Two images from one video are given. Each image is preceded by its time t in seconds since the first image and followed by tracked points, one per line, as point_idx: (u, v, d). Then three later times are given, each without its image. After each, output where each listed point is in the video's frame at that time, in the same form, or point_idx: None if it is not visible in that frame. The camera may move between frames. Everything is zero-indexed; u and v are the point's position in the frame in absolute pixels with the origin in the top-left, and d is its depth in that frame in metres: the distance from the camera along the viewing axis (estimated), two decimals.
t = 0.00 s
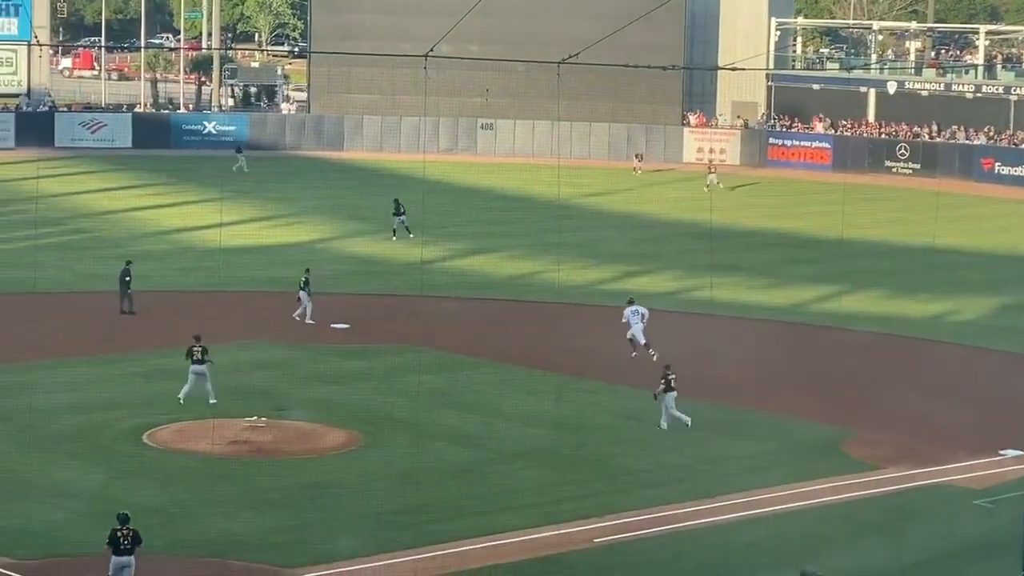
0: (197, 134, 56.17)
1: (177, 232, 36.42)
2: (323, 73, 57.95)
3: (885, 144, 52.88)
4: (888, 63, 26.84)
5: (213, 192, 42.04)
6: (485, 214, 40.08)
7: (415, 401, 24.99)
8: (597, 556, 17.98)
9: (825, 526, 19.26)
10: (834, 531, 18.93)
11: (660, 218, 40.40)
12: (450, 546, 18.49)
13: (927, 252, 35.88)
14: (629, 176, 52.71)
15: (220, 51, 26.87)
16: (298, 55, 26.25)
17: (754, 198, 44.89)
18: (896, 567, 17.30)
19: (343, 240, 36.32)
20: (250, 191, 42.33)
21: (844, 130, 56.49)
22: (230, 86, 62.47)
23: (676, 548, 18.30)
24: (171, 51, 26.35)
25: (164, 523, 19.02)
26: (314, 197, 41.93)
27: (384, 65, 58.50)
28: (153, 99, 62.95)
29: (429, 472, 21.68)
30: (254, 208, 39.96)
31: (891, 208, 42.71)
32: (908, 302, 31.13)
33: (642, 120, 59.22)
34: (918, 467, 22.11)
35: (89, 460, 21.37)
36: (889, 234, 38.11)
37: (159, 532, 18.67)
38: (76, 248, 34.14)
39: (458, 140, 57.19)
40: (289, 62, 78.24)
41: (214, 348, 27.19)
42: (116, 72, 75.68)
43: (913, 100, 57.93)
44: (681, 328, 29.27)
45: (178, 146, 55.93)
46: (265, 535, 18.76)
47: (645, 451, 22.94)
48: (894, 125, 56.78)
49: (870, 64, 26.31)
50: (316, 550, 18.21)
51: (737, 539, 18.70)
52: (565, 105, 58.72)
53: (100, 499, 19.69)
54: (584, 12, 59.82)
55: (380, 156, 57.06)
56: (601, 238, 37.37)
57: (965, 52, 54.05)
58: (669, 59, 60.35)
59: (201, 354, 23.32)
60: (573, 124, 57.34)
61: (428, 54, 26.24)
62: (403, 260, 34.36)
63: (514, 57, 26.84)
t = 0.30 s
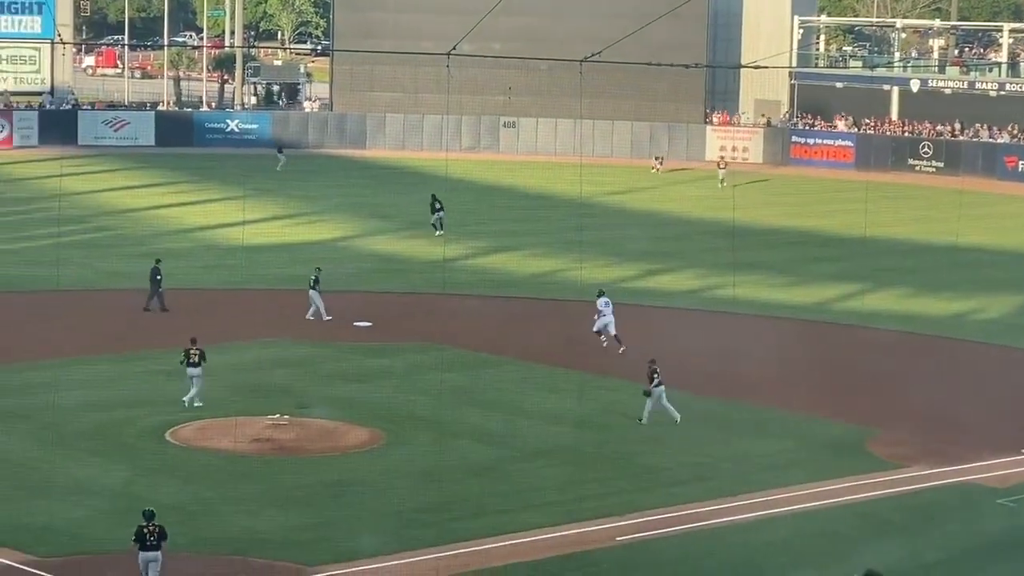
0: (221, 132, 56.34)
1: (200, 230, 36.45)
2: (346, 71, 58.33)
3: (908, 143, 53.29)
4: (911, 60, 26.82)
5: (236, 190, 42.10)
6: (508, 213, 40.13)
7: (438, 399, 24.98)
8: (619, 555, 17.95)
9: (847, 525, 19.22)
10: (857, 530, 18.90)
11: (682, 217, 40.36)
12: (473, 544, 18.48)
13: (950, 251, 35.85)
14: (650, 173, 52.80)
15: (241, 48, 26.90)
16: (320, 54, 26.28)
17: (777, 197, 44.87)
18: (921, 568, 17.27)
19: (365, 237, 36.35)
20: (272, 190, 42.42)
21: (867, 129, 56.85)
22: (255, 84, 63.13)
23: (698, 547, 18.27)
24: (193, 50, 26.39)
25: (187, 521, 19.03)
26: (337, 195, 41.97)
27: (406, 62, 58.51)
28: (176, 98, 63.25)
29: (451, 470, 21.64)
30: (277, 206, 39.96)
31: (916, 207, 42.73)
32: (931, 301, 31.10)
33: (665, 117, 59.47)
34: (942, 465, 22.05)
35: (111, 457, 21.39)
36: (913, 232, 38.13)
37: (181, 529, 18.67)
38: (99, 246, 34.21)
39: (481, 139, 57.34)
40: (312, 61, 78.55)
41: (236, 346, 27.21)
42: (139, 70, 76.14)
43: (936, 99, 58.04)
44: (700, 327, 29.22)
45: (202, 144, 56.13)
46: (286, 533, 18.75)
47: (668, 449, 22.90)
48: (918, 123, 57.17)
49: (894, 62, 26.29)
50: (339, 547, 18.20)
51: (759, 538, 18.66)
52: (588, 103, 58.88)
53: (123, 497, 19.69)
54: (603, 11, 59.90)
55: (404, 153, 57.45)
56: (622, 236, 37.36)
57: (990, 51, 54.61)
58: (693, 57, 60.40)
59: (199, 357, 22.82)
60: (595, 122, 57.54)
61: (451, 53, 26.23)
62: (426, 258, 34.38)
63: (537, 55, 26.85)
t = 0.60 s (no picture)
0: (241, 131, 56.27)
1: (220, 229, 36.48)
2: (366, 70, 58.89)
3: (929, 142, 53.31)
4: (932, 59, 26.74)
5: (256, 189, 42.14)
6: (528, 212, 40.15)
7: (459, 397, 24.96)
8: (640, 554, 17.94)
9: (869, 524, 19.18)
10: (878, 529, 18.87)
11: (702, 215, 40.37)
12: (495, 542, 18.46)
13: (970, 250, 35.82)
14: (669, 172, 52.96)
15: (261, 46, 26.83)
16: (342, 51, 26.24)
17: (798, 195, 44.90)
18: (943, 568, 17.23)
19: (386, 236, 36.37)
20: (293, 188, 42.47)
21: (889, 127, 57.14)
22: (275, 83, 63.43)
23: (720, 546, 18.24)
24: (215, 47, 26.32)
25: (209, 518, 19.03)
26: (357, 193, 42.02)
27: (426, 61, 59.11)
28: (196, 96, 63.54)
29: (472, 468, 21.61)
30: (297, 205, 40.01)
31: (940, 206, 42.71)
32: (950, 300, 31.07)
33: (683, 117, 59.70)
34: (963, 464, 22.02)
35: (133, 455, 21.40)
36: (934, 231, 38.12)
37: (203, 527, 18.67)
38: (119, 245, 34.27)
39: (502, 137, 57.70)
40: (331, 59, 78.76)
41: (258, 344, 27.23)
42: (159, 69, 76.41)
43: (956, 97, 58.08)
44: (719, 326, 29.20)
45: (223, 143, 56.01)
46: (308, 531, 18.74)
47: (689, 447, 22.87)
48: (940, 122, 57.34)
49: (915, 61, 26.23)
50: (360, 545, 18.19)
51: (780, 537, 18.63)
52: (608, 102, 59.09)
53: (145, 494, 19.70)
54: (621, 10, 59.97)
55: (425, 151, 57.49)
56: (641, 235, 37.37)
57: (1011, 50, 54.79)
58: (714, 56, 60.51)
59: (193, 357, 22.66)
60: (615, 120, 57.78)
61: (472, 51, 26.09)
62: (447, 256, 34.40)
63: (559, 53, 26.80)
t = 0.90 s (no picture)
0: (260, 130, 56.63)
1: (239, 228, 36.49)
2: (385, 69, 58.31)
3: (949, 141, 53.26)
4: (951, 58, 26.54)
5: (275, 187, 42.17)
6: (547, 211, 40.16)
7: (477, 396, 24.94)
8: (657, 553, 17.91)
9: (886, 523, 19.13)
10: (896, 529, 18.83)
11: (721, 215, 40.35)
12: (513, 540, 18.45)
13: (989, 249, 35.76)
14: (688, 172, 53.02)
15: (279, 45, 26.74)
16: (360, 50, 26.13)
17: (817, 194, 44.85)
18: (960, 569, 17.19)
19: (404, 235, 36.40)
20: (311, 187, 42.50)
21: (908, 125, 57.21)
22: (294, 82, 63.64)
23: (737, 545, 18.21)
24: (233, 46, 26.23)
25: (227, 517, 19.03)
26: (376, 192, 42.05)
27: (448, 60, 58.25)
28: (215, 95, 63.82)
29: (490, 467, 21.59)
30: (316, 204, 40.04)
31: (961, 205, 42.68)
32: (967, 299, 31.03)
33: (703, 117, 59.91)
34: (981, 464, 21.97)
35: (152, 453, 21.41)
36: (953, 230, 38.09)
37: (221, 525, 18.67)
38: (138, 243, 34.31)
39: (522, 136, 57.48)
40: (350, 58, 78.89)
41: (276, 343, 27.23)
42: (178, 68, 76.60)
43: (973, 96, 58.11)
44: (734, 325, 29.18)
45: (242, 141, 56.34)
46: (325, 529, 18.73)
47: (707, 446, 22.84)
48: (959, 121, 57.39)
49: (935, 60, 26.07)
50: (378, 544, 18.18)
51: (797, 536, 18.59)
52: (628, 101, 59.48)
53: (163, 492, 19.71)
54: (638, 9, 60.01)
55: (444, 150, 57.17)
56: (659, 234, 37.35)
57: None
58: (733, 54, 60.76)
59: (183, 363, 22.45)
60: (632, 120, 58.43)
61: (491, 49, 25.78)
62: (465, 255, 34.40)
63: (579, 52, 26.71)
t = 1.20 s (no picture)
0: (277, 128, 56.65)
1: (257, 226, 36.54)
2: (403, 67, 58.69)
3: (967, 140, 53.01)
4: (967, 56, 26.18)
5: (292, 186, 42.21)
6: (565, 210, 40.16)
7: (494, 395, 24.94)
8: (674, 553, 17.90)
9: (903, 523, 19.10)
10: (913, 529, 18.79)
11: (737, 213, 40.34)
12: (530, 539, 18.46)
13: (1006, 249, 35.67)
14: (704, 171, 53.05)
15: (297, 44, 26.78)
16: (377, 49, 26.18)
17: (836, 193, 44.79)
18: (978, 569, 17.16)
19: (421, 233, 36.42)
20: (327, 186, 42.51)
21: (924, 125, 57.08)
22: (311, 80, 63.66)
23: (754, 544, 18.18)
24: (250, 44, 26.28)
25: (244, 515, 19.04)
26: (393, 191, 42.08)
27: (465, 59, 59.20)
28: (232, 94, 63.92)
29: (507, 465, 21.58)
30: (333, 202, 40.09)
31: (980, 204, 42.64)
32: (984, 299, 30.99)
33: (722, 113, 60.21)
34: (998, 463, 21.94)
35: (170, 451, 21.44)
36: (971, 229, 38.03)
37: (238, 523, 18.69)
38: (155, 241, 34.36)
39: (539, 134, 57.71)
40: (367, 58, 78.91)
41: (294, 341, 27.25)
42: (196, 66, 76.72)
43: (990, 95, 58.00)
44: (750, 324, 29.18)
45: (259, 140, 56.35)
46: (343, 528, 18.73)
47: (724, 445, 22.82)
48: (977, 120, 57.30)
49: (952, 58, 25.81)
50: (396, 542, 18.19)
51: (814, 536, 18.57)
52: (645, 100, 59.62)
53: (181, 491, 19.73)
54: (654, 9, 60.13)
55: (459, 149, 57.06)
56: (675, 233, 37.34)
57: None
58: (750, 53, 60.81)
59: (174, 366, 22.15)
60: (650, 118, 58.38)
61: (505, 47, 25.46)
62: (482, 254, 34.40)
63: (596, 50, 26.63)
